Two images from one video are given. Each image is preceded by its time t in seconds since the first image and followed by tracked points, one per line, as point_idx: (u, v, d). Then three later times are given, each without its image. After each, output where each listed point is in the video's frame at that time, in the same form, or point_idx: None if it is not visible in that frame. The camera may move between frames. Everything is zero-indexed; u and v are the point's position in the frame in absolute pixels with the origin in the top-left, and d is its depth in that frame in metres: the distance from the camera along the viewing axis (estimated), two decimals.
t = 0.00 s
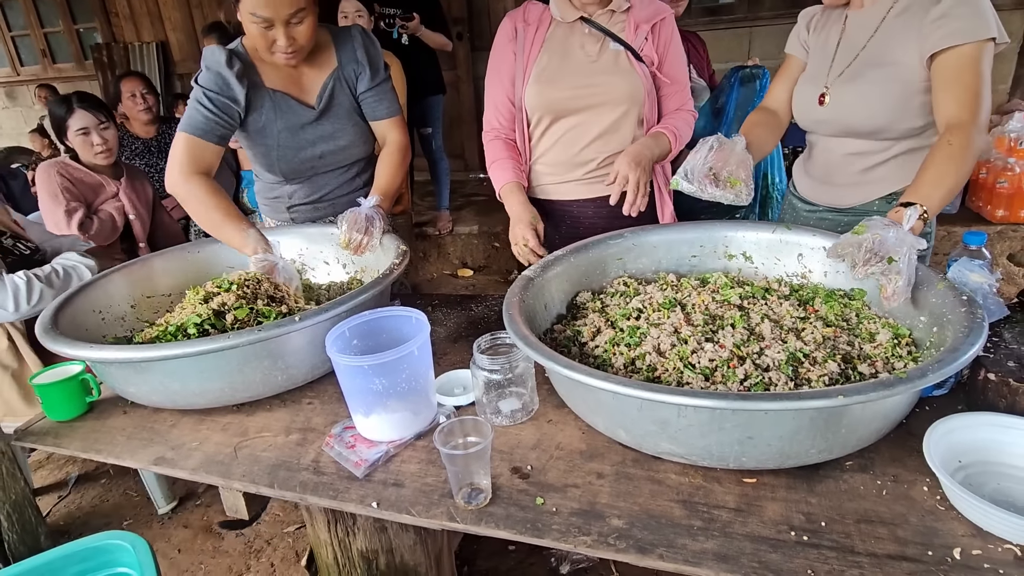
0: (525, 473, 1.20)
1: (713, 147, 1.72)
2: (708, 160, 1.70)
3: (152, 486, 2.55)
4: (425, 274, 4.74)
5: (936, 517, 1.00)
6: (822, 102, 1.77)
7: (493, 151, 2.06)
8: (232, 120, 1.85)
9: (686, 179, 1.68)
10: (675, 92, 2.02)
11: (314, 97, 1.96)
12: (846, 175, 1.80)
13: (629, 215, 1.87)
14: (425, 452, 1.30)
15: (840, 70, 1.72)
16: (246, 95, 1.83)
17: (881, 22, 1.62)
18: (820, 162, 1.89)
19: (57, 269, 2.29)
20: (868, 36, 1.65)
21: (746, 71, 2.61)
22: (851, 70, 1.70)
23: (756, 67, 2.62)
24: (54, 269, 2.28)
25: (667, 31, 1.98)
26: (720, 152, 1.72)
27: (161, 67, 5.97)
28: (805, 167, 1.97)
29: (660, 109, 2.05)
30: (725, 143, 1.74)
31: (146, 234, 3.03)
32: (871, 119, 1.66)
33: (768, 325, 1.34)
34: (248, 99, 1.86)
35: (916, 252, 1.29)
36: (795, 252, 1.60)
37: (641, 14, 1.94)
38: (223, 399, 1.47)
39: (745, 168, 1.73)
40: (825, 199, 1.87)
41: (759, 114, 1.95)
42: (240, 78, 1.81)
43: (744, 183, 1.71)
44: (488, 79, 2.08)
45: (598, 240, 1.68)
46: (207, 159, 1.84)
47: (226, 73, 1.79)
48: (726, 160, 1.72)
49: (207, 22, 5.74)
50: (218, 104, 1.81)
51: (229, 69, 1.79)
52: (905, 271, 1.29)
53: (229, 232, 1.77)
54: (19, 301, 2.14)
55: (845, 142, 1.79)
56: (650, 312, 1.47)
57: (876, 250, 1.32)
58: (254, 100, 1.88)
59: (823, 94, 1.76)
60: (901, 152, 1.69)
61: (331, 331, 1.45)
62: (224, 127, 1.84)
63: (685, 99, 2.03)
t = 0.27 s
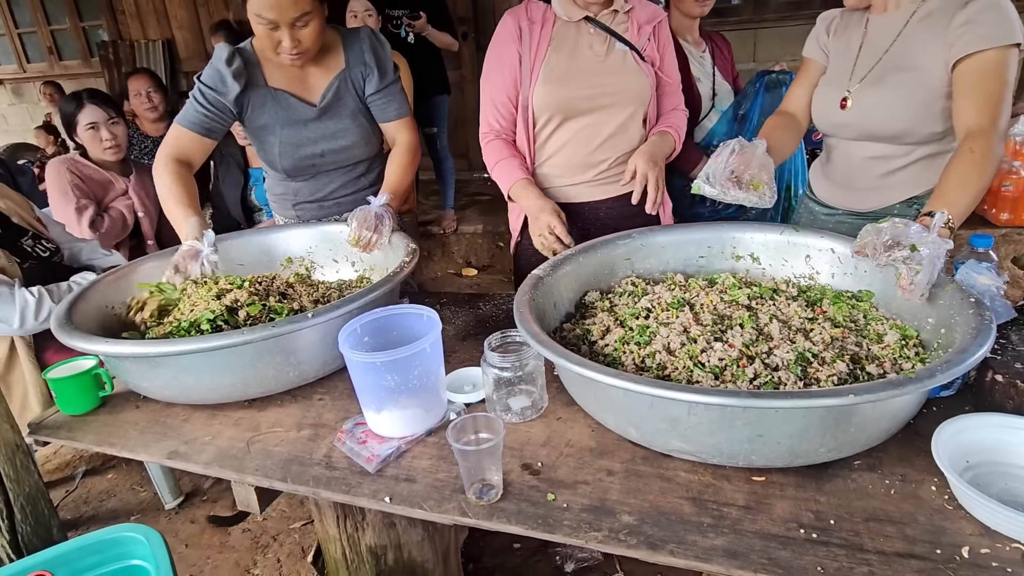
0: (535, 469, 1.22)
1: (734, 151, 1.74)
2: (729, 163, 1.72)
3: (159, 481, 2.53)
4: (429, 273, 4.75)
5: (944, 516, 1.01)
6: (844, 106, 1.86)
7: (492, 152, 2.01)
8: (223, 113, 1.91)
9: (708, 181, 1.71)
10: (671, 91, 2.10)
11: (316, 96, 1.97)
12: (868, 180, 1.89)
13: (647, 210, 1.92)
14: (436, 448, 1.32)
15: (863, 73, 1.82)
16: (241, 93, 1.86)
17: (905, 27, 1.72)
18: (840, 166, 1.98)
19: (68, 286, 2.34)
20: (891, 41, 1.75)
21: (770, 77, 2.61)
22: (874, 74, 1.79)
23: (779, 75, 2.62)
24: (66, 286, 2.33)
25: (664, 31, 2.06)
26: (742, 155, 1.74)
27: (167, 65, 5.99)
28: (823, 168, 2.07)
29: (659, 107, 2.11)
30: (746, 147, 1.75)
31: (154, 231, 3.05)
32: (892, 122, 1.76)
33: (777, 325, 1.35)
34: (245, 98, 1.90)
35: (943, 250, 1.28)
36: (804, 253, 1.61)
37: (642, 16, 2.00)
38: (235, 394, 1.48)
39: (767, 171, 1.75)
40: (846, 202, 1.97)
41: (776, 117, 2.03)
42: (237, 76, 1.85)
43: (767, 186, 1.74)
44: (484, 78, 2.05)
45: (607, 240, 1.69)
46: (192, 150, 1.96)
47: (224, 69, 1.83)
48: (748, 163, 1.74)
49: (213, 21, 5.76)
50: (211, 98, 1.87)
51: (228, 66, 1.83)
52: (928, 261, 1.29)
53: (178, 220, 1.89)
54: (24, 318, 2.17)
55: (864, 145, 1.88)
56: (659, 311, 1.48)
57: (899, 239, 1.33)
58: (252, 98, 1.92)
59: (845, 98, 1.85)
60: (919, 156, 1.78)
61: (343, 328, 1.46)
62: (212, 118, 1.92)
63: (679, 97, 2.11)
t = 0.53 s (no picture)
0: (549, 465, 1.22)
1: (754, 152, 1.75)
2: (748, 164, 1.73)
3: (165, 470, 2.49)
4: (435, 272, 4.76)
5: (957, 514, 1.02)
6: (867, 107, 1.87)
7: (484, 156, 1.95)
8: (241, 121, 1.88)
9: (729, 184, 1.71)
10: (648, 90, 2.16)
11: (327, 96, 1.96)
12: (888, 182, 1.92)
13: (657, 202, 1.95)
14: (449, 444, 1.33)
15: (885, 75, 1.83)
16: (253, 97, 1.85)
17: (929, 28, 1.74)
18: (858, 168, 2.00)
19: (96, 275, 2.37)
20: (914, 43, 1.77)
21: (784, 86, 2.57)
22: (896, 75, 1.81)
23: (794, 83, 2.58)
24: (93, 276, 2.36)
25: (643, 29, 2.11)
26: (761, 157, 1.75)
27: (173, 62, 6.00)
28: (840, 168, 2.09)
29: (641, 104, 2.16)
30: (766, 149, 1.76)
31: (164, 227, 3.07)
32: (914, 123, 1.78)
33: (788, 324, 1.36)
34: (257, 101, 1.88)
35: (953, 250, 1.30)
36: (815, 253, 1.62)
37: (621, 13, 2.03)
38: (249, 389, 1.49)
39: (787, 173, 1.76)
40: (861, 202, 2.00)
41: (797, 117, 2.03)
42: (246, 81, 1.83)
43: (788, 186, 1.74)
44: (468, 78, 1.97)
45: (618, 238, 1.70)
46: (218, 170, 1.93)
47: (233, 76, 1.82)
48: (768, 165, 1.75)
49: (220, 18, 5.77)
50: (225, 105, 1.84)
51: (236, 72, 1.83)
52: (939, 263, 1.30)
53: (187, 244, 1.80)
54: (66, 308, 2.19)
55: (886, 146, 1.89)
56: (671, 309, 1.49)
57: (910, 241, 1.33)
58: (264, 102, 1.90)
59: (869, 99, 1.86)
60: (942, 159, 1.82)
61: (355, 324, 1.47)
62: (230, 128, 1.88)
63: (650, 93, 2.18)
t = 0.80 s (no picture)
0: (558, 461, 1.23)
1: (758, 148, 1.75)
2: (751, 159, 1.73)
3: (170, 463, 2.42)
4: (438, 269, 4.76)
5: (966, 511, 1.02)
6: (882, 106, 1.89)
7: (488, 173, 1.83)
8: (260, 120, 1.89)
9: (732, 179, 1.71)
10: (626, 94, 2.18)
11: (337, 95, 1.97)
12: (900, 181, 1.93)
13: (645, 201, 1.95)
14: (458, 439, 1.33)
15: (902, 74, 1.85)
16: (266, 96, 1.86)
17: (949, 28, 1.76)
18: (869, 167, 2.01)
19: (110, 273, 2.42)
20: (932, 43, 1.79)
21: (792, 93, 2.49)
22: (913, 75, 1.82)
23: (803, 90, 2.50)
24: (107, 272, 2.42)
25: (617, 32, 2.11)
26: (765, 152, 1.75)
27: (176, 58, 6.00)
28: (851, 168, 2.10)
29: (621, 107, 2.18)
30: (769, 143, 1.76)
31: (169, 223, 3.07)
32: (933, 122, 1.79)
33: (798, 322, 1.37)
34: (269, 100, 1.89)
35: (962, 251, 1.29)
36: (823, 252, 1.62)
37: (597, 13, 2.03)
38: (258, 384, 1.50)
39: (789, 169, 1.76)
40: (872, 202, 2.01)
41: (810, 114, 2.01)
42: (259, 78, 1.84)
43: (790, 183, 1.74)
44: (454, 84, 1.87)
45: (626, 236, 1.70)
46: (250, 174, 1.91)
47: (245, 74, 1.83)
48: (772, 160, 1.75)
49: (224, 15, 5.78)
50: (243, 107, 1.85)
51: (247, 70, 1.83)
52: (948, 263, 1.30)
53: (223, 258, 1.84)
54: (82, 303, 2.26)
55: (902, 146, 1.90)
56: (679, 307, 1.49)
57: (919, 240, 1.34)
58: (276, 100, 1.91)
59: (883, 98, 1.88)
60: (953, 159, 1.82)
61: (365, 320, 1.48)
62: (250, 127, 1.88)
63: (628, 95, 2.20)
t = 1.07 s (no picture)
0: (559, 455, 1.23)
1: (752, 142, 1.75)
2: (746, 154, 1.74)
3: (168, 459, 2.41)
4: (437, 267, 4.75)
5: (968, 505, 1.02)
6: (887, 103, 1.88)
7: (483, 176, 1.82)
8: (252, 111, 1.89)
9: (725, 173, 1.74)
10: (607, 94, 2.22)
11: (327, 87, 1.96)
12: (903, 177, 1.94)
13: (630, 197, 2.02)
14: (459, 434, 1.33)
15: (908, 71, 1.85)
16: (257, 88, 1.86)
17: (956, 25, 1.75)
18: (872, 163, 2.02)
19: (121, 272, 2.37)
20: (937, 42, 1.79)
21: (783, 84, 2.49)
22: (919, 72, 1.82)
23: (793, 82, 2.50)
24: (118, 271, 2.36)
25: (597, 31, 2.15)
26: (759, 147, 1.74)
27: (174, 55, 5.99)
28: (853, 164, 2.10)
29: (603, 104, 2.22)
30: (763, 138, 1.76)
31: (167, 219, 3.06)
32: (939, 119, 1.79)
33: (799, 317, 1.37)
34: (260, 92, 1.89)
35: (965, 246, 1.29)
36: (824, 247, 1.62)
37: (578, 9, 2.07)
38: (258, 379, 1.50)
39: (782, 163, 1.74)
40: (875, 198, 2.02)
41: (812, 108, 2.00)
42: (249, 70, 1.85)
43: (781, 176, 1.73)
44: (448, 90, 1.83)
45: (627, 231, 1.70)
46: (255, 162, 1.92)
47: (236, 67, 1.83)
48: (765, 155, 1.74)
49: (222, 12, 5.76)
50: (236, 100, 1.86)
51: (238, 62, 1.84)
52: (950, 258, 1.30)
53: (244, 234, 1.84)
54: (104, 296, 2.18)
55: (905, 142, 1.91)
56: (680, 302, 1.49)
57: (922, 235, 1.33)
58: (267, 91, 1.91)
59: (889, 95, 1.88)
60: (956, 155, 1.83)
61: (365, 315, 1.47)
62: (245, 118, 1.89)
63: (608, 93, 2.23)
